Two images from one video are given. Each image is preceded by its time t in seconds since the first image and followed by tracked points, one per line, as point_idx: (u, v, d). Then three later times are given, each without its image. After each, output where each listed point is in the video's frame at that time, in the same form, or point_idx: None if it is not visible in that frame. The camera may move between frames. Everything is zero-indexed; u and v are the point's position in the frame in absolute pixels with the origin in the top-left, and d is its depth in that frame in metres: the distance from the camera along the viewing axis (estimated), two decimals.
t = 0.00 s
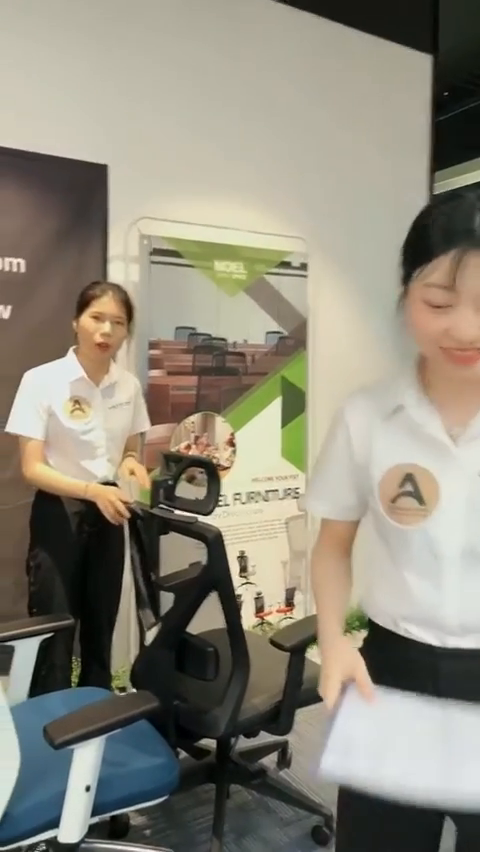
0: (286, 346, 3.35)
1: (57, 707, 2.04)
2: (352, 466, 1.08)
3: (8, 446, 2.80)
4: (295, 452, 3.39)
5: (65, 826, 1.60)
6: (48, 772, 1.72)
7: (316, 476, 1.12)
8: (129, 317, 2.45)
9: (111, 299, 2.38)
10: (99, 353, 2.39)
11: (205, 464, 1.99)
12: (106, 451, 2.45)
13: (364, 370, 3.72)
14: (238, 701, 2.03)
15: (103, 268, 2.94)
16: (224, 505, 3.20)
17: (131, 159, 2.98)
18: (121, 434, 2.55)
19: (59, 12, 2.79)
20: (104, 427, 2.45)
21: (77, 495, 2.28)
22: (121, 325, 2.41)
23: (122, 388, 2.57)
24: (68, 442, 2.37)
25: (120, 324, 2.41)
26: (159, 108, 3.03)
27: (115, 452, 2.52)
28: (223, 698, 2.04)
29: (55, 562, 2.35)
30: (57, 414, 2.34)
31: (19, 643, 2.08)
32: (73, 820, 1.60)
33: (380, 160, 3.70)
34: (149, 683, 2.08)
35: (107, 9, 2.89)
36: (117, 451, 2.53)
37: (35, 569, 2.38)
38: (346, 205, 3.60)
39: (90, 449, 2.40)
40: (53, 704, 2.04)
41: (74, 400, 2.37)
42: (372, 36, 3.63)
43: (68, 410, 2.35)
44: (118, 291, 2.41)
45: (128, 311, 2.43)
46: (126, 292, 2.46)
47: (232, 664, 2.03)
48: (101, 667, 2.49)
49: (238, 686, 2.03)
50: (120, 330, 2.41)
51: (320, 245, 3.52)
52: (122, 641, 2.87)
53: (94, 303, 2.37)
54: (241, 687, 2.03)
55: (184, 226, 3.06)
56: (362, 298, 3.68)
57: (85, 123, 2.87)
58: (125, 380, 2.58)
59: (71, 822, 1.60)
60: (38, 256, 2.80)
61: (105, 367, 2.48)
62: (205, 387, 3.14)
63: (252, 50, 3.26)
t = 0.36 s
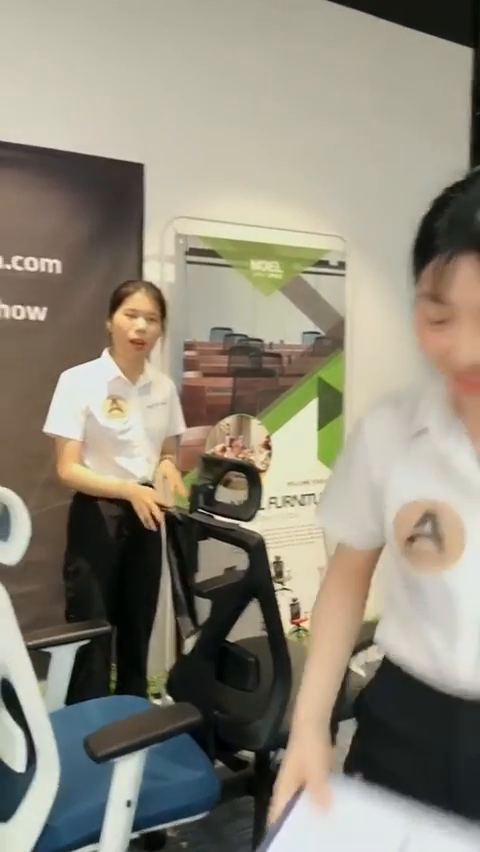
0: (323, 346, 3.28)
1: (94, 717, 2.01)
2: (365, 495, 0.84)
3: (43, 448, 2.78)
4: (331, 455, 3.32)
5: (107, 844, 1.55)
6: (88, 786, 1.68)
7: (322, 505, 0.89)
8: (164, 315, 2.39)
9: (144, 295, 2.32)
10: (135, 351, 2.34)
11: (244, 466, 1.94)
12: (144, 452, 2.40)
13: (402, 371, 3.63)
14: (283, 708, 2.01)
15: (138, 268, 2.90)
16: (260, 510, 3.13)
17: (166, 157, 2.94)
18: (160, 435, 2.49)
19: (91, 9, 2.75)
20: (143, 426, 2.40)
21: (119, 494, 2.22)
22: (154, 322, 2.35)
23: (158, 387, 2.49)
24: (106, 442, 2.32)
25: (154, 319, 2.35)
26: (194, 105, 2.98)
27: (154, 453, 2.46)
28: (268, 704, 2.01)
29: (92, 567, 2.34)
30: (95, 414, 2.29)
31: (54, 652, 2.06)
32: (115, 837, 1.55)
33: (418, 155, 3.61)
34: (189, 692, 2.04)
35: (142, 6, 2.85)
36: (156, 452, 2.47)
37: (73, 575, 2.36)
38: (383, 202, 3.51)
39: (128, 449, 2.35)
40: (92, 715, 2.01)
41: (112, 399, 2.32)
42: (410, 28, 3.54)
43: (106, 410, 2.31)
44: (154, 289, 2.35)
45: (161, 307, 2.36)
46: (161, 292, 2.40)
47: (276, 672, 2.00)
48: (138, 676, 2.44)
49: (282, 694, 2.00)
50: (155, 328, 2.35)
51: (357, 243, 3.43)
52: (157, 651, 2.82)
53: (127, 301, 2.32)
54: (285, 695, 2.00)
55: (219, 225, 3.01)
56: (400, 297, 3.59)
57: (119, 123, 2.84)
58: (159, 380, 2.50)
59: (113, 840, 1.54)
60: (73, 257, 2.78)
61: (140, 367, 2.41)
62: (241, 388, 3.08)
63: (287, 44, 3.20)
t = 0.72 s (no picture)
0: (382, 369, 3.19)
1: (151, 764, 2.00)
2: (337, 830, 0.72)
3: (99, 476, 2.78)
4: (390, 481, 3.24)
5: None
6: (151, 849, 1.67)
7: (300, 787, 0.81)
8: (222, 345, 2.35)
9: (203, 326, 2.29)
10: (194, 381, 2.31)
11: (308, 509, 1.87)
12: (204, 483, 2.36)
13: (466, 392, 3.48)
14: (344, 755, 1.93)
15: (195, 293, 2.87)
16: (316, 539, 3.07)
17: (223, 180, 2.90)
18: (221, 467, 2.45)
19: (147, 35, 2.74)
20: (203, 458, 2.36)
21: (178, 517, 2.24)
22: (213, 353, 2.31)
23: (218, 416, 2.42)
24: (166, 475, 2.29)
25: (213, 350, 2.32)
26: (250, 127, 2.93)
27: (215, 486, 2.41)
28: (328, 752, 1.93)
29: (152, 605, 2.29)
30: (155, 446, 2.26)
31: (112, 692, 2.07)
32: None
33: None
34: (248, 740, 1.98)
35: (199, 30, 2.83)
36: (217, 484, 2.42)
37: (135, 607, 2.31)
38: (445, 217, 3.40)
39: (188, 481, 2.32)
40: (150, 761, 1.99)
41: (173, 431, 2.30)
42: (471, 38, 3.42)
43: (166, 442, 2.28)
44: (212, 320, 2.32)
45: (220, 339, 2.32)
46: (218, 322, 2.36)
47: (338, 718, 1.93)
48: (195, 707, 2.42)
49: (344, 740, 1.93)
50: (214, 358, 2.31)
51: (417, 260, 3.32)
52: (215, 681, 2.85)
53: (185, 331, 2.29)
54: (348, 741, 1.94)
55: (277, 249, 2.96)
56: (463, 315, 3.45)
57: (176, 148, 2.82)
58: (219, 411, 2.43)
59: None
60: (130, 284, 2.77)
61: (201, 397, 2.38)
62: (297, 413, 3.01)
63: (344, 62, 3.12)
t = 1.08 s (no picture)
0: (428, 391, 3.08)
1: (196, 811, 1.94)
2: None
3: (138, 503, 2.73)
4: (435, 507, 3.13)
5: None
6: None
7: None
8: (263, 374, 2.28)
9: (243, 356, 2.22)
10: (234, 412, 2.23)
11: (357, 554, 1.80)
12: (245, 517, 2.28)
13: None
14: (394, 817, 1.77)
15: (235, 315, 2.80)
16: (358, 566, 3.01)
17: (264, 200, 2.84)
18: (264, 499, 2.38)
19: (187, 54, 2.69)
20: (244, 491, 2.28)
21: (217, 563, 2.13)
22: (254, 382, 2.24)
23: (261, 446, 2.37)
24: (205, 508, 2.22)
25: (253, 380, 2.24)
26: (291, 144, 2.86)
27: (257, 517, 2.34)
28: (377, 812, 1.78)
29: (192, 645, 2.20)
30: (194, 479, 2.20)
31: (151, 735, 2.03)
32: None
33: None
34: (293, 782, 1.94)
35: (240, 46, 2.76)
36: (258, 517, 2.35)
37: (172, 641, 2.22)
38: None
39: (228, 516, 2.23)
40: (191, 805, 1.96)
41: (212, 464, 2.23)
42: None
43: (206, 473, 2.21)
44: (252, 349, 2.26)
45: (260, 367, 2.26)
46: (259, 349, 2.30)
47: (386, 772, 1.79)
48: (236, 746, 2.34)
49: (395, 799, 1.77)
50: (255, 387, 2.23)
51: (464, 278, 3.20)
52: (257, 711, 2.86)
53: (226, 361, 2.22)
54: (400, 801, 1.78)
55: (318, 269, 2.88)
56: None
57: (216, 167, 2.76)
58: (263, 437, 2.39)
59: None
60: (170, 306, 2.72)
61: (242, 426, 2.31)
62: (339, 437, 2.93)
63: (388, 74, 3.03)
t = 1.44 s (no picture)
0: (454, 396, 2.95)
1: (210, 839, 1.85)
2: None
3: (152, 512, 2.64)
4: (462, 517, 3.00)
5: None
6: None
7: None
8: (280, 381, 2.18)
9: (260, 362, 2.13)
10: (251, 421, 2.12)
11: (383, 573, 1.70)
12: (263, 530, 2.17)
13: None
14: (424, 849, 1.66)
15: (253, 318, 2.70)
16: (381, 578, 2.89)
17: (283, 198, 2.74)
18: (282, 511, 2.27)
19: (204, 48, 2.60)
20: (261, 502, 2.17)
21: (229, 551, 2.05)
22: (271, 390, 2.14)
23: (279, 455, 2.26)
24: (221, 521, 2.12)
25: (271, 387, 2.14)
26: (310, 140, 2.76)
27: (276, 530, 2.23)
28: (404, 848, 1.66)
29: (207, 664, 2.10)
30: (208, 490, 2.09)
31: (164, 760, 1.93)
32: None
33: None
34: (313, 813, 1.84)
35: (258, 40, 2.67)
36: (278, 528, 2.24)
37: (186, 662, 2.13)
38: None
39: (245, 529, 2.13)
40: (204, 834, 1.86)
41: (226, 475, 2.12)
42: None
43: (221, 484, 2.11)
44: (269, 354, 2.16)
45: (276, 372, 2.16)
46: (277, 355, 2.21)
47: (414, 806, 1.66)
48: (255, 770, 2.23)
49: (424, 830, 1.66)
50: (273, 394, 2.13)
51: None
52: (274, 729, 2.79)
53: (244, 367, 2.12)
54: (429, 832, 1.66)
55: (340, 270, 2.77)
56: None
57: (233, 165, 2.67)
58: (282, 445, 2.29)
59: None
60: (185, 308, 2.62)
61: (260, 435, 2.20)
62: (362, 445, 2.81)
63: (412, 67, 2.91)
